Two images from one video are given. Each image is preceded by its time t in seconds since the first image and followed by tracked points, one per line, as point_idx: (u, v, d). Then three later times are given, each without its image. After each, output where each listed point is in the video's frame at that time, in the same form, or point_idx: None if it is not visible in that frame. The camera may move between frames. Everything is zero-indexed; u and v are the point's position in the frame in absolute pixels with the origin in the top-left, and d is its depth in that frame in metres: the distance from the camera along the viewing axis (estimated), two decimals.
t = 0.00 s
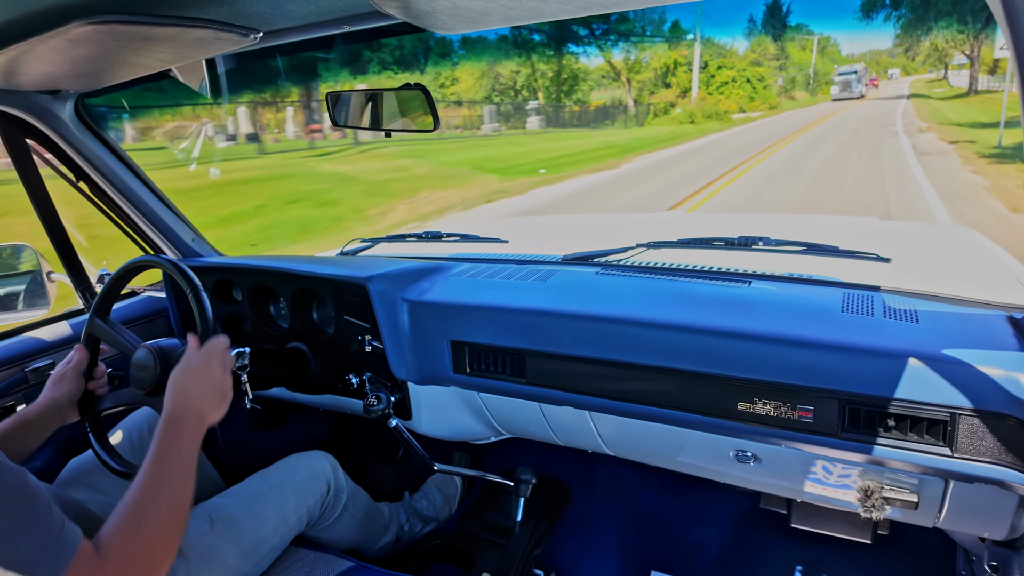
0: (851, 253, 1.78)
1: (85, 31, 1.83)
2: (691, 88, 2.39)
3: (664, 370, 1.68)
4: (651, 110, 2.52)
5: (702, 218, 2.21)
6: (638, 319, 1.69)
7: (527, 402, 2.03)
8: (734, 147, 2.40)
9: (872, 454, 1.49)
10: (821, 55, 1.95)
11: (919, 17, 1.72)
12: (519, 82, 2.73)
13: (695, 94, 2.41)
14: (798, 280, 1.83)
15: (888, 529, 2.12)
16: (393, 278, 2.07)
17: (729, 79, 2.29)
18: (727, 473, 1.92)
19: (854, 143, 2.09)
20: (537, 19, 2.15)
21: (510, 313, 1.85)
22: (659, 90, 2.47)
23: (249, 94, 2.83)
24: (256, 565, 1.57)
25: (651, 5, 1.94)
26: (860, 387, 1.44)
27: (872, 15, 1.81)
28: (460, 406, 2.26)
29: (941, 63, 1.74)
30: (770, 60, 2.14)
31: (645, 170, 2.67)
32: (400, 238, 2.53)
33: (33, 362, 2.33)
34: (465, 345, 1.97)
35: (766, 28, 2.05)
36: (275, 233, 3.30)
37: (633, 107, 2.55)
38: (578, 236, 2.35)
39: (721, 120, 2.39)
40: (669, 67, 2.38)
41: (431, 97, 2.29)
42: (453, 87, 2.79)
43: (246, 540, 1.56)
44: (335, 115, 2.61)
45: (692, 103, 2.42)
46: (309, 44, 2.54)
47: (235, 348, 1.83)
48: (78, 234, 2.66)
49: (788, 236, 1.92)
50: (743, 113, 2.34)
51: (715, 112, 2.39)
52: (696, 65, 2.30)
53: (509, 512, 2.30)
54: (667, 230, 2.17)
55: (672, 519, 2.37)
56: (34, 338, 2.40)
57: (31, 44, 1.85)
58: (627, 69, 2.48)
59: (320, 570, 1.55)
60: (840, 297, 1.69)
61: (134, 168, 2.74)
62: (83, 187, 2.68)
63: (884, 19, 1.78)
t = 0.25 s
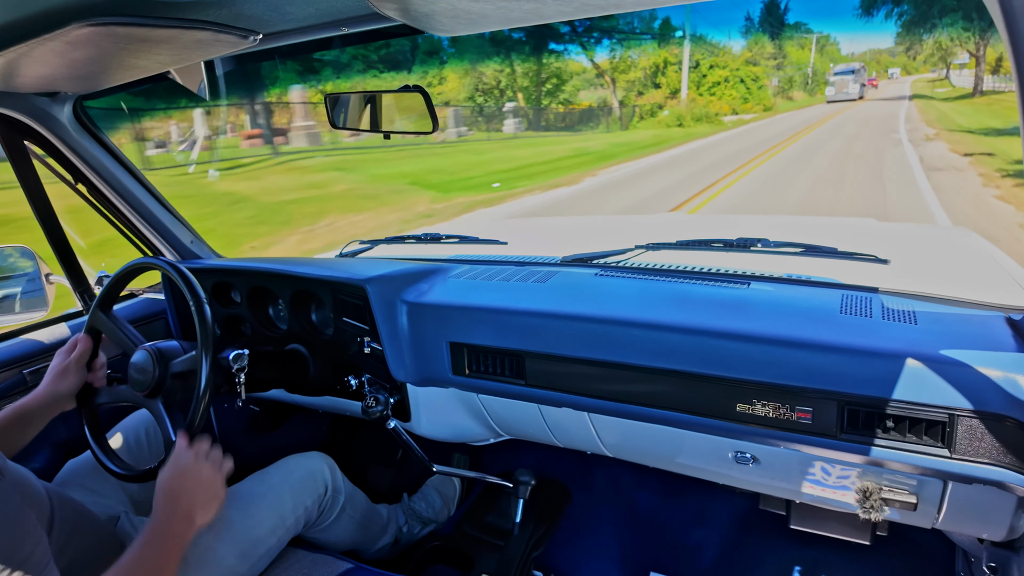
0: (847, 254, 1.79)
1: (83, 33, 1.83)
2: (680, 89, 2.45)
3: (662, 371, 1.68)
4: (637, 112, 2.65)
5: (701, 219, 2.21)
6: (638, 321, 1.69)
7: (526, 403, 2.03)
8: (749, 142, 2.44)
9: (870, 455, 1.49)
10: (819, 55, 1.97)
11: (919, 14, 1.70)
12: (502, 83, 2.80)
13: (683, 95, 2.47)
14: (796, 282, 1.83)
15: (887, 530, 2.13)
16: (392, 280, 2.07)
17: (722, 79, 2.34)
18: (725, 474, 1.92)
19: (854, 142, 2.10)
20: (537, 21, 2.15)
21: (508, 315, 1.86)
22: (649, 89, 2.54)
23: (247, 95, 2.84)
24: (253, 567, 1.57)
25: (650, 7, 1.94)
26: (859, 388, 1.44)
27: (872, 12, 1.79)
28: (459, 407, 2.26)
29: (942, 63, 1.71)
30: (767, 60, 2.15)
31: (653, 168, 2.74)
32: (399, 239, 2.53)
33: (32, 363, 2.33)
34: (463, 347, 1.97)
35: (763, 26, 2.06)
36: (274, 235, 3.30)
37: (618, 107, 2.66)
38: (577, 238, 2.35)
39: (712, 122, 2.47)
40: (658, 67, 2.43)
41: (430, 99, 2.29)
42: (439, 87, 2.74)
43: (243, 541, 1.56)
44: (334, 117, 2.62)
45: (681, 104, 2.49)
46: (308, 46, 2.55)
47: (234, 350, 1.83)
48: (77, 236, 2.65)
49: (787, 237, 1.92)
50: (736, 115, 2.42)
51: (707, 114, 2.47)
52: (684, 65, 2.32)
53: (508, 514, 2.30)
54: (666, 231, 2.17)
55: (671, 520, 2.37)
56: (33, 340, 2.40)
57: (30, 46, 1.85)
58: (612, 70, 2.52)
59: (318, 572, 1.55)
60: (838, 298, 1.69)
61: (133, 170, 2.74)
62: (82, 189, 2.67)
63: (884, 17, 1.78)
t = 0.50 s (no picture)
0: (848, 257, 1.79)
1: (85, 31, 1.83)
2: (667, 88, 2.38)
3: (661, 373, 1.68)
4: (620, 113, 2.58)
5: (702, 221, 2.21)
6: (637, 323, 1.69)
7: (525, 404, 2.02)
8: (743, 144, 2.43)
9: (870, 458, 1.49)
10: (817, 53, 1.93)
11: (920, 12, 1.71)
12: (482, 82, 2.71)
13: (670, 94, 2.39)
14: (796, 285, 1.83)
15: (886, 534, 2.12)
16: (393, 279, 2.07)
17: (713, 77, 2.25)
18: (724, 477, 1.92)
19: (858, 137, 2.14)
20: (538, 21, 2.14)
21: (508, 315, 1.85)
22: (636, 86, 2.46)
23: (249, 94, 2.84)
24: (252, 565, 1.57)
25: (650, 8, 1.93)
26: (859, 392, 1.44)
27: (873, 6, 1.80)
28: (458, 407, 2.25)
29: (943, 61, 1.76)
30: (763, 58, 2.09)
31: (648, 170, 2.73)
32: (399, 239, 2.53)
33: (31, 360, 2.33)
34: (463, 347, 1.97)
35: (758, 23, 1.98)
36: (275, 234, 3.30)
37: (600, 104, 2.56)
38: (578, 239, 2.35)
39: (700, 124, 2.41)
40: (645, 65, 2.38)
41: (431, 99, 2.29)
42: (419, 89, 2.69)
43: (242, 539, 1.56)
44: (335, 117, 2.61)
45: (667, 104, 2.42)
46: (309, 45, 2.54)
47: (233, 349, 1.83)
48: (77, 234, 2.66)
49: (788, 240, 1.92)
50: (727, 115, 2.33)
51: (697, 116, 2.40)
52: (672, 62, 2.28)
53: (507, 515, 2.30)
54: (667, 233, 2.17)
55: (670, 522, 2.37)
56: (33, 338, 2.40)
57: (32, 43, 1.85)
58: (594, 68, 2.48)
59: (316, 571, 1.55)
60: (838, 301, 1.69)
61: (135, 168, 2.74)
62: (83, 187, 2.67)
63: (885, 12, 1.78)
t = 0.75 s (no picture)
0: (849, 259, 1.79)
1: (89, 23, 1.83)
2: (652, 91, 2.48)
3: (660, 372, 1.68)
4: (598, 118, 2.69)
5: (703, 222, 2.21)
6: (637, 322, 1.69)
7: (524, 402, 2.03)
8: (741, 148, 2.42)
9: (868, 460, 1.49)
10: (816, 54, 1.95)
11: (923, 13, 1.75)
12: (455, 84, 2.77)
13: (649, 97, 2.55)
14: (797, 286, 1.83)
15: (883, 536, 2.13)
16: (393, 275, 2.07)
17: (702, 78, 2.35)
18: (722, 477, 1.92)
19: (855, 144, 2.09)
20: (542, 19, 2.15)
21: (508, 313, 1.86)
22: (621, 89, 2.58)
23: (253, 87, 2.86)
24: (251, 558, 1.57)
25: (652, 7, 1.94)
26: (858, 394, 1.44)
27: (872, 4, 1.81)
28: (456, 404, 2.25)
29: (945, 61, 1.76)
30: (760, 58, 2.13)
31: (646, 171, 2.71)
32: (401, 235, 2.53)
33: (31, 351, 2.33)
34: (463, 344, 1.97)
35: (754, 22, 2.02)
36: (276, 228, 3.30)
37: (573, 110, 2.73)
38: (579, 237, 2.35)
39: (687, 127, 2.54)
40: (630, 66, 2.50)
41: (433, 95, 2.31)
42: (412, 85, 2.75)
43: (241, 532, 1.56)
44: (338, 112, 2.62)
45: (651, 108, 2.53)
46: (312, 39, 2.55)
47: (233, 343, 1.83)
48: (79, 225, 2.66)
49: (789, 242, 1.92)
50: (715, 117, 2.46)
51: (680, 121, 2.52)
52: (658, 63, 2.37)
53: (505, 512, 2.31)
54: (668, 233, 2.17)
55: (667, 521, 2.38)
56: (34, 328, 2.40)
57: (35, 34, 1.85)
58: (570, 69, 2.63)
59: (313, 566, 1.55)
60: (837, 303, 1.69)
61: (137, 161, 2.74)
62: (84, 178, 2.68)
63: (885, 11, 1.80)
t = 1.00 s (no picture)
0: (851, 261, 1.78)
1: (93, 13, 1.82)
2: (633, 92, 2.47)
3: (659, 372, 1.69)
4: (572, 121, 2.66)
5: (703, 222, 2.21)
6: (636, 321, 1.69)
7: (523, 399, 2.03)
8: (740, 150, 2.40)
9: (865, 463, 1.49)
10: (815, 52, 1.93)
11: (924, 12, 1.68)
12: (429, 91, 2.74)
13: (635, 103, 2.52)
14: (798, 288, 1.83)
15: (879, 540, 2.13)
16: (394, 270, 2.07)
17: (690, 77, 2.33)
18: (718, 477, 1.92)
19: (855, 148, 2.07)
20: (545, 15, 2.14)
21: (507, 310, 1.86)
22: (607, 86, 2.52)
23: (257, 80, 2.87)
24: (249, 551, 1.58)
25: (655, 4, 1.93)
26: (856, 397, 1.44)
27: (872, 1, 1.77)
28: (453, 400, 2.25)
29: (946, 61, 1.73)
30: (755, 58, 2.10)
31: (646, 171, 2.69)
32: (402, 230, 2.53)
33: (31, 339, 2.34)
34: (462, 340, 1.98)
35: (751, 20, 2.01)
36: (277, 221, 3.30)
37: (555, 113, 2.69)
38: (580, 236, 2.35)
39: (671, 132, 2.50)
40: (612, 65, 2.46)
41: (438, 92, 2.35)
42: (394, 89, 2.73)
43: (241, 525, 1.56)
44: (340, 106, 2.61)
45: (632, 110, 2.52)
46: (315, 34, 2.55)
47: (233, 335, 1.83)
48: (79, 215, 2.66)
49: (791, 244, 1.92)
50: (703, 121, 2.42)
51: (662, 124, 2.49)
52: (641, 62, 2.35)
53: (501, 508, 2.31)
54: (668, 232, 2.17)
55: (663, 520, 2.38)
56: (33, 317, 2.41)
57: (39, 23, 1.85)
58: (545, 69, 2.59)
59: (309, 559, 1.56)
60: (837, 306, 1.69)
61: (139, 151, 2.73)
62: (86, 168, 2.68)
63: (885, 7, 1.75)
